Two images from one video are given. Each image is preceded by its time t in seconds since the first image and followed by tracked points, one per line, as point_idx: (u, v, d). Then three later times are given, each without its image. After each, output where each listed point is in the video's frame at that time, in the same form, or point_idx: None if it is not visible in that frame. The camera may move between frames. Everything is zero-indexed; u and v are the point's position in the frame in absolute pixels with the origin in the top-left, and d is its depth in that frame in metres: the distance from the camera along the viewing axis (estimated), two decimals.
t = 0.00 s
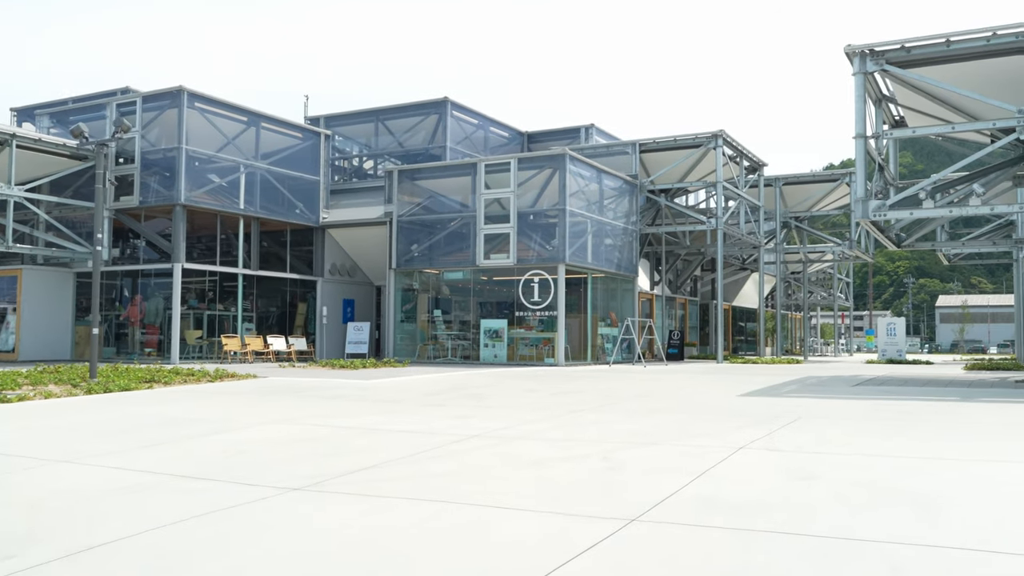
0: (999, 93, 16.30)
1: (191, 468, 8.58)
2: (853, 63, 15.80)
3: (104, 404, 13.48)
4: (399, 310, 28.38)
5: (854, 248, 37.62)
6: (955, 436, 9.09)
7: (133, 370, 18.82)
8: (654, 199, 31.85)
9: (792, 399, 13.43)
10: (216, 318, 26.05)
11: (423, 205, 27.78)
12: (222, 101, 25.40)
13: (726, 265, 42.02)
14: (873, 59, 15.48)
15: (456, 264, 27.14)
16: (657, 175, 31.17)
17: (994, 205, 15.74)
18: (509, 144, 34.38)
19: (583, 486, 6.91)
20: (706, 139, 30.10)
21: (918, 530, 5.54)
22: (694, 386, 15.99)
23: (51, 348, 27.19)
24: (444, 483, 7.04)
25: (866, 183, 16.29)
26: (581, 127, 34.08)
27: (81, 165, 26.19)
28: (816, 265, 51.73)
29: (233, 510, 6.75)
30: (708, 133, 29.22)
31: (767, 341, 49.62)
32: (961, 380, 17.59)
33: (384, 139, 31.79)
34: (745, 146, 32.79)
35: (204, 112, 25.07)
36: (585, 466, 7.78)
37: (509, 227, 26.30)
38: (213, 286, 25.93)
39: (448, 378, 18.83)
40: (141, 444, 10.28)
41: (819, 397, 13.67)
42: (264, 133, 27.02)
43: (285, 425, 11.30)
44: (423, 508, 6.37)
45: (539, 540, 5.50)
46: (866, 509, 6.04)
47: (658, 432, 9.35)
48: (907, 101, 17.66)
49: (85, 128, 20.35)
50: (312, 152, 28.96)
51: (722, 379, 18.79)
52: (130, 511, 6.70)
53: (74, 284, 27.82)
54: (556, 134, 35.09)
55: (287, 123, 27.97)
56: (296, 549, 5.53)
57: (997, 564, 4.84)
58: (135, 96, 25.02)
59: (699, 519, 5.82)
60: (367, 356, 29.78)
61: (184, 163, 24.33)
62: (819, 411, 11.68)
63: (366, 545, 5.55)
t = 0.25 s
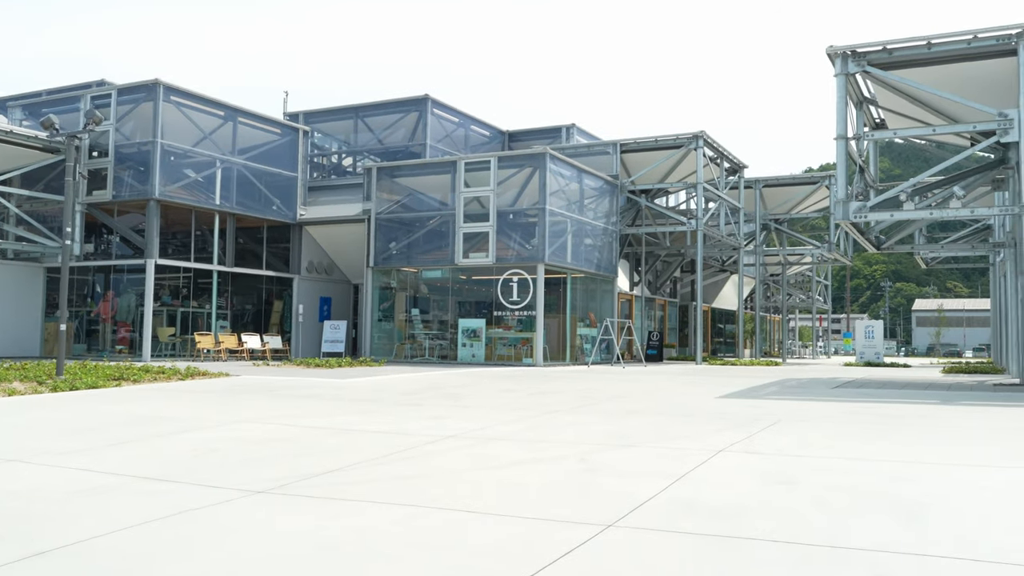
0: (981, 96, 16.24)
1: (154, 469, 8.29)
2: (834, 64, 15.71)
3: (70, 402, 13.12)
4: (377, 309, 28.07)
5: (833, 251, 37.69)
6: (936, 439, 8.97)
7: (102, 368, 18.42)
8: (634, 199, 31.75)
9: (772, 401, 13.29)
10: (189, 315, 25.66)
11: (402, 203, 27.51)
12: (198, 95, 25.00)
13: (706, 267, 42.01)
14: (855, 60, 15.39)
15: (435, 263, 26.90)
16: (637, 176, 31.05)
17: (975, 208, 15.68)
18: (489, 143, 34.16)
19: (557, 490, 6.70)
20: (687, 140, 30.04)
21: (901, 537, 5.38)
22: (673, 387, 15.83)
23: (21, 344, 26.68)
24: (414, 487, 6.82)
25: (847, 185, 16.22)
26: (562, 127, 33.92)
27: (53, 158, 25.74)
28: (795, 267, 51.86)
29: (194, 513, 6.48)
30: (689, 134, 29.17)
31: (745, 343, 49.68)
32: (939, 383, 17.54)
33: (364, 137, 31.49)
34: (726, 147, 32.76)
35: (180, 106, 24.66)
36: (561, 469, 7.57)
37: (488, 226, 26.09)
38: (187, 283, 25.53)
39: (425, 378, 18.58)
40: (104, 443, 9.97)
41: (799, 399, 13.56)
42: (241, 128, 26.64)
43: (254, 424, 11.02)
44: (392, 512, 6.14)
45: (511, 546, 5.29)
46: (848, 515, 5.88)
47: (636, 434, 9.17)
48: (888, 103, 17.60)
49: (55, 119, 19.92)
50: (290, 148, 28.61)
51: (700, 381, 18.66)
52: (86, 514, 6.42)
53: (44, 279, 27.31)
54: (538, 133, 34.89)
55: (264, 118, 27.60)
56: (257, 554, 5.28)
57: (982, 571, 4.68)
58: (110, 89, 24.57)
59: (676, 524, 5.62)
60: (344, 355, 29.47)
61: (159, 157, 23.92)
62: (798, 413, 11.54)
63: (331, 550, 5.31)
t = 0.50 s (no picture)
0: (945, 92, 16.27)
1: (97, 468, 7.87)
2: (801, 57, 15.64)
3: (12, 398, 12.57)
4: (337, 303, 27.58)
5: (795, 248, 37.90)
6: (902, 435, 8.85)
7: (49, 362, 17.79)
8: (599, 194, 31.58)
9: (737, 397, 13.15)
10: (143, 309, 24.99)
11: (363, 195, 27.05)
12: (153, 83, 24.31)
13: (669, 262, 42.04)
14: (821, 54, 15.33)
15: (397, 257, 26.50)
16: (602, 170, 30.90)
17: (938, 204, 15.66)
18: (453, 136, 33.78)
19: (519, 490, 6.44)
20: (652, 134, 30.00)
21: (876, 538, 5.19)
22: (637, 383, 15.65)
23: None
24: (370, 487, 6.52)
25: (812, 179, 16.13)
26: (526, 120, 33.65)
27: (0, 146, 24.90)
28: (757, 264, 52.17)
29: (135, 515, 6.11)
30: (654, 128, 29.11)
31: (707, 338, 49.87)
32: (901, 379, 17.58)
33: (325, 128, 30.94)
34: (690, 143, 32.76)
35: (133, 94, 23.95)
36: (523, 468, 7.30)
37: (451, 219, 25.73)
38: (141, 276, 24.85)
39: (385, 373, 18.23)
40: (46, 441, 9.49)
41: (763, 394, 13.44)
42: (197, 117, 25.98)
43: (206, 421, 10.59)
44: (346, 514, 5.82)
45: (472, 549, 5.00)
46: (820, 515, 5.68)
47: (601, 431, 8.92)
48: (853, 99, 17.59)
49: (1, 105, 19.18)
50: (249, 139, 27.99)
51: (664, 376, 18.52)
52: (19, 516, 6.02)
53: None
54: (502, 126, 34.61)
55: (222, 108, 26.95)
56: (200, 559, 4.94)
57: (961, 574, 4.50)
58: (59, 76, 23.77)
59: (643, 526, 5.38)
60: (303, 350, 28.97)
61: (111, 146, 23.21)
62: (763, 409, 11.40)
63: (279, 555, 4.98)
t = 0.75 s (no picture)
0: (893, 96, 16.38)
1: (18, 479, 7.41)
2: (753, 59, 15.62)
3: None
4: (285, 303, 27.03)
5: (745, 249, 38.17)
6: (855, 438, 8.76)
7: None
8: (551, 194, 31.44)
9: (688, 400, 13.03)
10: (82, 309, 24.17)
11: (312, 193, 26.53)
12: (93, 75, 23.53)
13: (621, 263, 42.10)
14: (773, 56, 15.33)
15: (346, 256, 26.04)
16: (554, 171, 30.73)
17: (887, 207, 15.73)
18: (404, 134, 33.38)
19: (467, 501, 6.16)
20: (604, 135, 29.90)
21: (834, 550, 5.02)
22: (589, 386, 15.47)
23: None
24: (311, 499, 6.19)
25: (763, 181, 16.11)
26: (478, 119, 33.38)
27: None
28: (708, 265, 52.55)
29: (54, 532, 5.70)
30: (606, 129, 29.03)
31: (659, 339, 50.09)
32: (850, 380, 17.68)
33: (272, 124, 30.33)
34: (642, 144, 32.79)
35: (72, 87, 23.14)
36: (470, 477, 7.03)
37: (402, 219, 25.35)
38: (79, 275, 24.03)
39: (333, 376, 17.81)
40: None
41: (715, 397, 13.34)
42: (139, 112, 25.23)
43: (140, 428, 10.13)
44: (283, 529, 5.49)
45: (414, 567, 4.72)
46: (776, 526, 5.50)
47: (551, 437, 8.69)
48: (804, 101, 17.63)
49: None
50: (193, 134, 27.29)
51: (617, 378, 18.38)
52: None
53: None
54: (453, 125, 34.30)
55: (165, 102, 26.22)
56: None
57: None
58: None
59: (595, 540, 5.14)
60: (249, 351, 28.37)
61: (48, 140, 22.38)
62: (715, 412, 11.28)
63: None
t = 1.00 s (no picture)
0: (862, 97, 16.35)
1: None
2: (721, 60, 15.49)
3: None
4: (248, 308, 26.53)
5: (714, 252, 38.19)
6: (828, 442, 8.57)
7: None
8: (520, 197, 31.21)
9: (658, 403, 12.83)
10: (38, 315, 23.48)
11: (276, 196, 26.07)
12: (48, 75, 22.92)
13: (590, 267, 41.98)
14: (741, 56, 15.21)
15: (312, 260, 25.61)
16: (522, 173, 30.50)
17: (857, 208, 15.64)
18: (371, 136, 33.00)
19: (428, 514, 5.86)
20: (573, 137, 29.73)
21: (811, 560, 4.79)
22: (557, 390, 15.21)
23: None
24: (263, 513, 5.86)
25: (732, 182, 15.97)
26: (446, 122, 33.09)
27: None
28: (676, 268, 52.63)
29: None
30: (575, 131, 28.87)
31: (629, 342, 50.03)
32: (819, 382, 17.60)
33: (236, 126, 29.80)
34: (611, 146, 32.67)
35: (26, 86, 22.51)
36: (432, 487, 6.74)
37: (368, 222, 24.98)
38: (35, 280, 23.35)
39: (296, 382, 17.39)
40: None
41: (685, 401, 13.14)
42: (97, 112, 24.64)
43: (90, 438, 9.70)
44: (230, 545, 5.16)
45: None
46: (751, 536, 5.27)
47: (518, 443, 8.42)
48: (772, 103, 17.55)
49: None
50: (154, 136, 26.75)
51: (586, 382, 18.16)
52: None
53: None
54: (421, 128, 33.97)
55: (125, 103, 25.65)
56: None
57: None
58: None
59: (562, 553, 4.88)
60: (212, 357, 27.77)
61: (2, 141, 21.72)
62: (684, 416, 11.08)
63: None
